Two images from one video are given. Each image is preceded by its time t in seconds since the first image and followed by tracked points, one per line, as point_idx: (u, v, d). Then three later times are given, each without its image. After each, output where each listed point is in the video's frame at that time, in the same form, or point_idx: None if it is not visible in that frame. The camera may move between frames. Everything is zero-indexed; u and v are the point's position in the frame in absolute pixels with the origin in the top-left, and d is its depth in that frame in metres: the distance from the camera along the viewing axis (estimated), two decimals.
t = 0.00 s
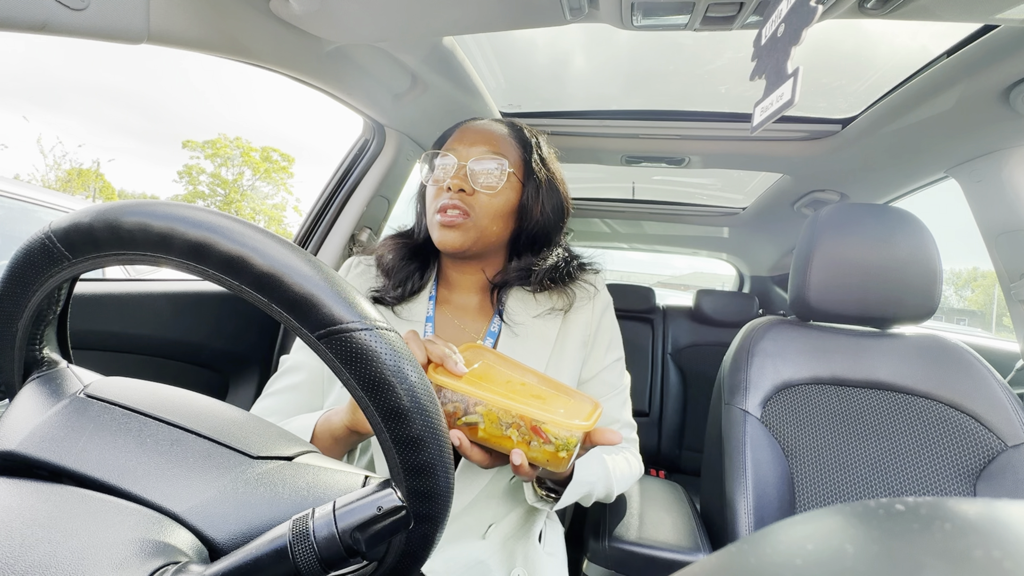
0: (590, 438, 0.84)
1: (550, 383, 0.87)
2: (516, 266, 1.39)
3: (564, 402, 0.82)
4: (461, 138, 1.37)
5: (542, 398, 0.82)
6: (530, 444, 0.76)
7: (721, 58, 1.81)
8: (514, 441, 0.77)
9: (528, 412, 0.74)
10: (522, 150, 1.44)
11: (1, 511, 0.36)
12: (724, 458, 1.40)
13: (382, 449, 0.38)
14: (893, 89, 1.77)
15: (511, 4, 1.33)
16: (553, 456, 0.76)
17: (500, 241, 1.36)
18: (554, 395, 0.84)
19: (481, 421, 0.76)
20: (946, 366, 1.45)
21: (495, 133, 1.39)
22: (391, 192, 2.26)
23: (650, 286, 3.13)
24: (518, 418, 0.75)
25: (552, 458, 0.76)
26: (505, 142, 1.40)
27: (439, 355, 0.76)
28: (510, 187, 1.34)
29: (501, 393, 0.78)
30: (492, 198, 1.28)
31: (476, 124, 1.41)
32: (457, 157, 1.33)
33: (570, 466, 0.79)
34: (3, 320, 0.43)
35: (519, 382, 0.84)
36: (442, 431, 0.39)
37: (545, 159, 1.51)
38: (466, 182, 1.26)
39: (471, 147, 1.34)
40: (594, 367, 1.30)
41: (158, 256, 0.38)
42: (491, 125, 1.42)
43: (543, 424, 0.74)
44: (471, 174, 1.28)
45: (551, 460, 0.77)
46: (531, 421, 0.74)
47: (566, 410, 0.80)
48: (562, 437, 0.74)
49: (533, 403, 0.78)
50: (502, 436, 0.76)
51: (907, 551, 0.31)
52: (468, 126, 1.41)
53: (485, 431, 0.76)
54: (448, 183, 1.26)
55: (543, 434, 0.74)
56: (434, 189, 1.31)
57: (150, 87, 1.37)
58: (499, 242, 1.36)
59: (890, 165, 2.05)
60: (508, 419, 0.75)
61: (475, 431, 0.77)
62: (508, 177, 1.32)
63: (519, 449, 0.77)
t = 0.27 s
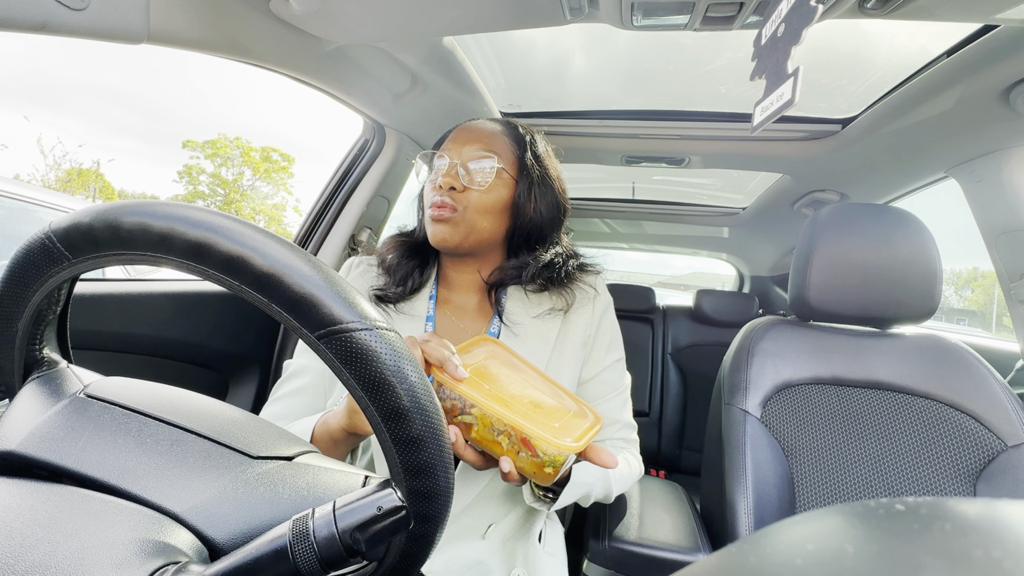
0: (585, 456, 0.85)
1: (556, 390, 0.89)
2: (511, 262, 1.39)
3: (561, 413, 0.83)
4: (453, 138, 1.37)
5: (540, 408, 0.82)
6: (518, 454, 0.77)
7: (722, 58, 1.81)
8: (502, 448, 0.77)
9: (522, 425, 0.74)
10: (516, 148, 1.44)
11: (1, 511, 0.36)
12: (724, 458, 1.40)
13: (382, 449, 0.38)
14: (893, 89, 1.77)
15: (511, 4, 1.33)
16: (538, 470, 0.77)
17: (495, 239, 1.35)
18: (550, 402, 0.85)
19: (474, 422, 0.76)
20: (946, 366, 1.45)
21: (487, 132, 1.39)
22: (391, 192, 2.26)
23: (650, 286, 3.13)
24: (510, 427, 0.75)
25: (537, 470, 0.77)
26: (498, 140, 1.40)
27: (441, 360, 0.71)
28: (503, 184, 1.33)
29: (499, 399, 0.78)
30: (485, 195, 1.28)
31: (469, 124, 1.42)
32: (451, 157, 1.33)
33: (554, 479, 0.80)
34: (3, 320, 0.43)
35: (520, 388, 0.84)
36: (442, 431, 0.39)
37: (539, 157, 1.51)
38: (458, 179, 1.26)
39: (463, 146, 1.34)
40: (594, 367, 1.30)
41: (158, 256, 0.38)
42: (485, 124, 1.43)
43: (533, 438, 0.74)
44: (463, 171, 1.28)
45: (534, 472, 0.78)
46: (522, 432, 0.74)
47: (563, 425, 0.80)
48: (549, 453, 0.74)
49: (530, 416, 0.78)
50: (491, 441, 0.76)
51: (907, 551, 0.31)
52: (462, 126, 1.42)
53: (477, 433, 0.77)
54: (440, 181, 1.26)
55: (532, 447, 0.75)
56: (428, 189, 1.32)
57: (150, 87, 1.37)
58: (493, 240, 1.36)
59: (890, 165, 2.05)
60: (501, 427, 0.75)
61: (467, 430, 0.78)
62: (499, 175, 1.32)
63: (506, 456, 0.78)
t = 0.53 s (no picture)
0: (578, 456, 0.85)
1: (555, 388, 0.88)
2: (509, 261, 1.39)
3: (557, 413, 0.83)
4: (449, 138, 1.37)
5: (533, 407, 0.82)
6: (507, 450, 0.78)
7: (722, 58, 1.81)
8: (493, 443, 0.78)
9: (510, 424, 0.74)
10: (512, 147, 1.44)
11: (1, 511, 0.36)
12: (724, 458, 1.40)
13: (382, 449, 0.38)
14: (893, 89, 1.77)
15: (511, 4, 1.33)
16: (526, 466, 0.78)
17: (492, 239, 1.35)
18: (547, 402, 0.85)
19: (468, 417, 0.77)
20: (946, 366, 1.45)
21: (483, 131, 1.39)
22: (391, 192, 2.26)
23: (650, 286, 3.13)
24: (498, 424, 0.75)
25: (525, 466, 0.79)
26: (494, 140, 1.40)
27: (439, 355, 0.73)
28: (498, 183, 1.33)
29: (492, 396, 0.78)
30: (480, 194, 1.28)
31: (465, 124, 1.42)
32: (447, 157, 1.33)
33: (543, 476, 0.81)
34: (3, 320, 0.43)
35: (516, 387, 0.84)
36: (442, 431, 0.39)
37: (535, 155, 1.50)
38: (454, 180, 1.26)
39: (459, 145, 1.34)
40: (593, 367, 1.30)
41: (158, 256, 0.38)
42: (482, 124, 1.42)
43: (520, 437, 0.74)
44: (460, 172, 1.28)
45: (523, 467, 0.79)
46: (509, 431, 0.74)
47: (555, 426, 0.79)
48: (535, 452, 0.75)
49: (521, 416, 0.78)
50: (484, 436, 0.78)
51: (907, 551, 0.31)
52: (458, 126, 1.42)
53: (471, 428, 0.79)
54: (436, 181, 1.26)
55: (520, 444, 0.75)
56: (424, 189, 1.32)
57: (150, 87, 1.37)
58: (491, 241, 1.36)
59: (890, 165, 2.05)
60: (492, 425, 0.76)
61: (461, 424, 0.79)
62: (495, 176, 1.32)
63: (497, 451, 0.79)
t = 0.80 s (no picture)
0: (579, 462, 0.87)
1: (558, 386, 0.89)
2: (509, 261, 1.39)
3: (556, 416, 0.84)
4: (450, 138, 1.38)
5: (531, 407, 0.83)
6: (505, 450, 0.77)
7: (722, 58, 1.81)
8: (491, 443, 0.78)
9: (511, 424, 0.74)
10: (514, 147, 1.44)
11: (1, 511, 0.36)
12: (724, 458, 1.40)
13: (382, 449, 0.38)
14: (893, 89, 1.77)
15: (511, 4, 1.33)
16: (522, 470, 0.78)
17: (493, 240, 1.35)
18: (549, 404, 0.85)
19: (470, 414, 0.77)
20: (946, 366, 1.45)
21: (484, 132, 1.39)
22: (391, 192, 2.26)
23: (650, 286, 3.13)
24: (498, 425, 0.75)
25: (521, 470, 0.78)
26: (495, 140, 1.40)
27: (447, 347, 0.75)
28: (499, 183, 1.33)
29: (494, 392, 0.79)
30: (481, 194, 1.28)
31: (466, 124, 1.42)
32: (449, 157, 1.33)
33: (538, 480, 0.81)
34: (3, 320, 0.43)
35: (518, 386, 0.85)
36: (442, 431, 0.39)
37: (536, 155, 1.51)
38: (455, 180, 1.26)
39: (460, 145, 1.34)
40: (593, 366, 1.30)
41: (158, 257, 0.38)
42: (484, 124, 1.43)
43: (521, 439, 0.74)
44: (461, 172, 1.28)
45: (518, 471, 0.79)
46: (508, 431, 0.74)
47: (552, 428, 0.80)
48: (532, 455, 0.74)
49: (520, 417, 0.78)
50: (483, 434, 0.78)
51: (907, 551, 0.31)
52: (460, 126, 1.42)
53: (471, 426, 0.78)
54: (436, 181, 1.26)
55: (518, 446, 0.75)
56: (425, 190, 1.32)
57: (151, 87, 1.37)
58: (492, 242, 1.36)
59: (890, 165, 2.05)
60: (494, 424, 0.75)
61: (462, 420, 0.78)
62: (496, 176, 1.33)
63: (495, 451, 0.78)
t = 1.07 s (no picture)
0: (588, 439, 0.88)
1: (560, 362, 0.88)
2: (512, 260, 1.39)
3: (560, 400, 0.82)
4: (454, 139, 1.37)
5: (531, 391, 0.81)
6: (511, 450, 0.77)
7: (721, 58, 1.81)
8: (498, 444, 0.78)
9: (512, 421, 0.74)
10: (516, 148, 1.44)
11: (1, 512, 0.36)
12: (724, 458, 1.40)
13: (382, 449, 0.38)
14: (893, 89, 1.77)
15: (511, 4, 1.33)
16: (532, 464, 0.77)
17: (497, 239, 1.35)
18: (552, 388, 0.84)
19: (471, 421, 0.78)
20: (946, 365, 1.45)
21: (490, 133, 1.39)
22: (391, 192, 2.26)
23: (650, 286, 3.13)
24: (501, 424, 0.75)
25: (531, 465, 0.77)
26: (498, 141, 1.40)
27: (440, 334, 0.71)
28: (504, 183, 1.33)
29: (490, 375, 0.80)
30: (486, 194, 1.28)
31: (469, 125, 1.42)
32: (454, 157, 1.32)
33: (551, 472, 0.80)
34: (3, 320, 0.43)
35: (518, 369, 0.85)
36: (442, 431, 0.39)
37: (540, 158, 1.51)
38: (462, 179, 1.26)
39: (465, 146, 1.34)
40: (594, 365, 1.29)
41: (157, 257, 0.38)
42: (487, 125, 1.42)
43: (523, 434, 0.74)
44: (467, 171, 1.27)
45: (530, 467, 0.78)
46: (511, 428, 0.74)
47: (555, 413, 0.79)
48: (539, 448, 0.73)
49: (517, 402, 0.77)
50: (487, 437, 0.78)
51: (907, 551, 0.31)
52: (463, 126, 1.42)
53: (475, 431, 0.79)
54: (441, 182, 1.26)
55: (522, 442, 0.75)
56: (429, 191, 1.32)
57: (151, 87, 1.37)
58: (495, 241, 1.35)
59: (890, 165, 2.05)
60: (495, 425, 0.76)
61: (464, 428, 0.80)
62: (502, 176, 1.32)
63: (502, 453, 0.79)
